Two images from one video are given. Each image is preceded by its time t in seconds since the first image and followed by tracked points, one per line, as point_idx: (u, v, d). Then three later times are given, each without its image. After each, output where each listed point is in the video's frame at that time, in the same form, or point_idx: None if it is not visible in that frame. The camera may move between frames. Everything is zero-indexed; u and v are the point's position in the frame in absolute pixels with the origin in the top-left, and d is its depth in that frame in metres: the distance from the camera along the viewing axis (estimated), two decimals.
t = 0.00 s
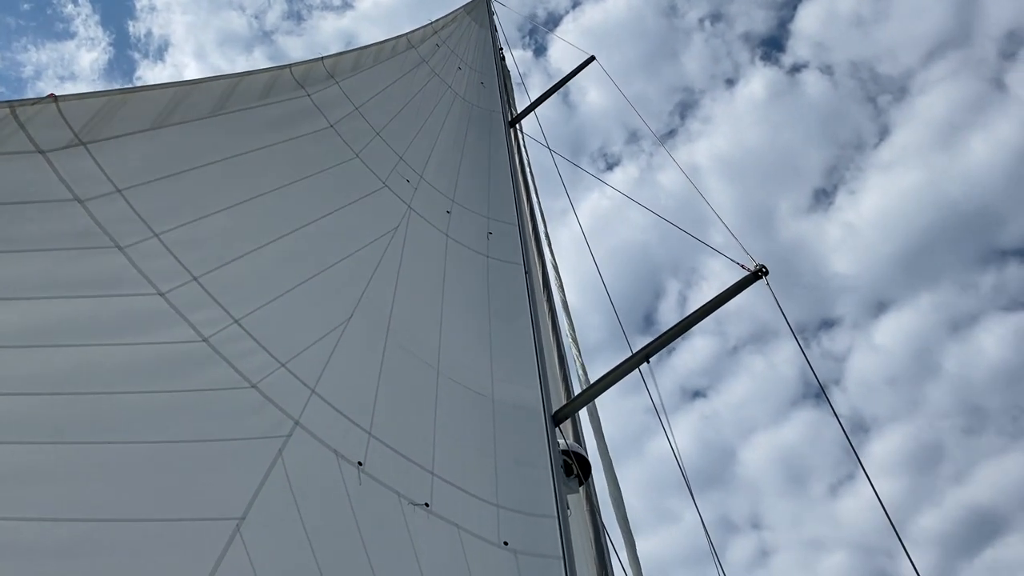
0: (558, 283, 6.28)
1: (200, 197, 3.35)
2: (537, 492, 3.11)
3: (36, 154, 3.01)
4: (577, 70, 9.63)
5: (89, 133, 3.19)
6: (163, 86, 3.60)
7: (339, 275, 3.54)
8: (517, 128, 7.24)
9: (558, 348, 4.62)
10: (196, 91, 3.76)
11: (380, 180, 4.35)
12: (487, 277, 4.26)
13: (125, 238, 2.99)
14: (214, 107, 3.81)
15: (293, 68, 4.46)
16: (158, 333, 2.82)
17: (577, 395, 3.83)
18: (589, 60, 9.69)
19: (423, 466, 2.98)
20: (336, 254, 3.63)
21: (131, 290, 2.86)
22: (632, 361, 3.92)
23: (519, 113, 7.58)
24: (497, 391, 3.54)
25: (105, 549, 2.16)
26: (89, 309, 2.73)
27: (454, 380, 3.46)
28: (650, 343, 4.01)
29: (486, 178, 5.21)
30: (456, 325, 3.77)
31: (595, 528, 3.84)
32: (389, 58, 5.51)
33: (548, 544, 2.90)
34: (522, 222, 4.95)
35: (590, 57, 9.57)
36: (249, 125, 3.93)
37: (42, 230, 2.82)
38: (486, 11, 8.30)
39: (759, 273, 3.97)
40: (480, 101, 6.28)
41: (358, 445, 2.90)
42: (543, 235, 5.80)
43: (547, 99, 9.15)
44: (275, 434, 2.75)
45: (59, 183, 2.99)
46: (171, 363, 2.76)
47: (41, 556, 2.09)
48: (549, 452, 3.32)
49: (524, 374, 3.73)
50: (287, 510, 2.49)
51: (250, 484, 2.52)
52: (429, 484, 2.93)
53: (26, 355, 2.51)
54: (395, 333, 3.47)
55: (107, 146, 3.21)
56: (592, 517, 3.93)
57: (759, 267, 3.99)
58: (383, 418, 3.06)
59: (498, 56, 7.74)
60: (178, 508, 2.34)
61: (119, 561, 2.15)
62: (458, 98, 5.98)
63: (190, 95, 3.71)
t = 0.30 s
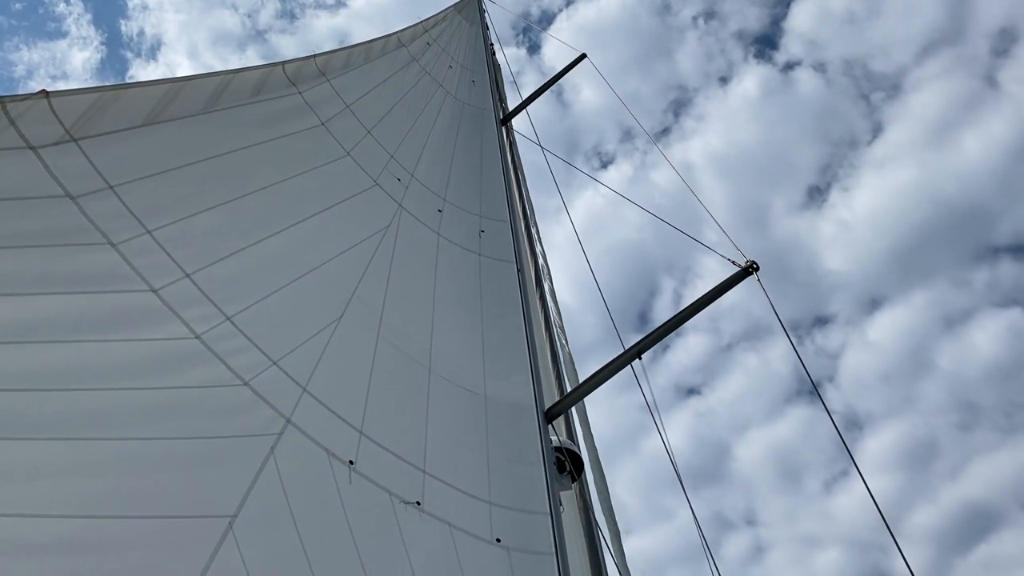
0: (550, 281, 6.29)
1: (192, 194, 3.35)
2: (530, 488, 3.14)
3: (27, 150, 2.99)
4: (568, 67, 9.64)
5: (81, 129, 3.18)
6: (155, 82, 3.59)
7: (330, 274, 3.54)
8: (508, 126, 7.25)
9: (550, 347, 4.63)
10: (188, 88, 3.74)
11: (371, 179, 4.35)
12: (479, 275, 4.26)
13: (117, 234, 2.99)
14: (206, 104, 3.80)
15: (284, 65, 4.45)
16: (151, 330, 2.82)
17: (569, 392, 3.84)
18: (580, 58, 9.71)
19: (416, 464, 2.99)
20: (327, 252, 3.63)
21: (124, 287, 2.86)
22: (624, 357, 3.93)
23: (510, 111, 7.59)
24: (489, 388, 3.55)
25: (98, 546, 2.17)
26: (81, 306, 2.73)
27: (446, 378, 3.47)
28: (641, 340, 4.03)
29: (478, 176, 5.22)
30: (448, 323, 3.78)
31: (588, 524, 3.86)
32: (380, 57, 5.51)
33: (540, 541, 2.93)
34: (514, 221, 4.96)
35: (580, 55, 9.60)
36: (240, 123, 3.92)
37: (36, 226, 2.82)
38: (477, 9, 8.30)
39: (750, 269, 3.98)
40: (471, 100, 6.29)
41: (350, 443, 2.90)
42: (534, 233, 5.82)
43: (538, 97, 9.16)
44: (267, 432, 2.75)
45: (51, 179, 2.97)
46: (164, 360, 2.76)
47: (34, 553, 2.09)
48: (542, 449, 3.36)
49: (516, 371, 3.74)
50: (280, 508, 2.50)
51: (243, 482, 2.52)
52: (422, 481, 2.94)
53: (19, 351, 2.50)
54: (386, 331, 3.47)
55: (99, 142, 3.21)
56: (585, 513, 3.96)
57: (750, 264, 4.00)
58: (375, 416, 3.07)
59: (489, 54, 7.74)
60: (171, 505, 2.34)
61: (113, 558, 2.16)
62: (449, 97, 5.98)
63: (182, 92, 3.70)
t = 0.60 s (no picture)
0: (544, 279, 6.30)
1: (184, 193, 3.34)
2: (523, 486, 3.15)
3: (21, 147, 2.99)
4: (561, 65, 9.65)
5: (75, 126, 3.17)
6: (148, 80, 3.58)
7: (323, 273, 3.54)
8: (501, 124, 7.25)
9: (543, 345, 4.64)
10: (180, 86, 3.73)
11: (363, 178, 4.35)
12: (472, 273, 4.26)
13: (111, 232, 2.98)
14: (198, 103, 3.79)
15: (275, 64, 4.45)
16: (146, 329, 2.82)
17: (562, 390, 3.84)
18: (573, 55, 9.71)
19: (410, 462, 2.99)
20: (320, 251, 3.62)
21: (118, 285, 2.86)
22: (618, 355, 3.93)
23: (503, 110, 7.59)
24: (483, 387, 3.55)
25: (94, 545, 2.16)
26: (74, 305, 2.72)
27: (439, 376, 3.47)
28: (635, 337, 4.03)
29: (470, 174, 5.22)
30: (441, 321, 3.78)
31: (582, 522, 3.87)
32: (372, 56, 5.51)
33: (534, 538, 2.93)
34: (506, 219, 4.96)
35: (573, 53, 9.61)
36: (231, 122, 3.91)
37: (29, 223, 2.81)
38: (469, 7, 8.30)
39: (743, 265, 3.98)
40: (463, 98, 6.29)
41: (344, 443, 2.90)
42: (527, 231, 5.82)
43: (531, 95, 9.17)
44: (260, 431, 2.75)
45: (45, 176, 2.96)
46: (158, 359, 2.76)
47: (29, 552, 2.09)
48: (536, 446, 3.36)
49: (509, 369, 3.74)
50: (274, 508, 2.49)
51: (237, 481, 2.52)
52: (416, 480, 2.94)
53: (14, 349, 2.49)
54: (379, 330, 3.47)
55: (93, 140, 3.20)
56: (579, 510, 3.96)
57: (743, 260, 4.01)
58: (368, 415, 3.07)
59: (480, 52, 7.74)
60: (165, 504, 2.34)
61: (108, 557, 2.15)
62: (441, 95, 5.98)
63: (175, 90, 3.69)
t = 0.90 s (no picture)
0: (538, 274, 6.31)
1: (178, 189, 3.33)
2: (519, 482, 3.16)
3: (15, 142, 2.98)
4: (554, 59, 9.63)
5: (69, 122, 3.17)
6: (141, 74, 3.58)
7: (318, 268, 3.53)
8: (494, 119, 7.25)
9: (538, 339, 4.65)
10: (172, 81, 3.72)
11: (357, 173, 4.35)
12: (467, 268, 4.27)
13: (105, 228, 2.98)
14: (190, 98, 3.78)
15: (268, 60, 4.44)
16: (141, 325, 2.82)
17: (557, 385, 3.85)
18: (566, 49, 9.71)
19: (405, 457, 2.99)
20: (314, 246, 3.62)
21: (112, 281, 2.85)
22: (612, 349, 3.94)
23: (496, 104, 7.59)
24: (478, 382, 3.56)
25: (90, 542, 2.16)
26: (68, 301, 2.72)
27: (434, 371, 3.47)
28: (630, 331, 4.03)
29: (464, 170, 5.22)
30: (435, 316, 3.78)
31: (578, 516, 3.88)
32: (364, 51, 5.50)
33: (530, 533, 2.95)
34: (501, 214, 4.96)
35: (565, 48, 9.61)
36: (224, 117, 3.91)
37: (23, 219, 2.80)
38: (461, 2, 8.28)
39: (737, 259, 3.99)
40: (457, 93, 6.29)
41: (339, 438, 2.90)
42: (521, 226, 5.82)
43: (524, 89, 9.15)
44: (256, 427, 2.75)
45: (38, 171, 2.96)
46: (152, 355, 2.76)
47: (25, 548, 2.08)
48: (532, 441, 3.38)
49: (504, 364, 3.75)
50: (270, 504, 2.49)
51: (233, 478, 2.52)
52: (411, 475, 2.94)
53: (8, 346, 2.48)
54: (373, 325, 3.47)
55: (87, 135, 3.19)
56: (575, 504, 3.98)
57: (737, 254, 4.02)
58: (363, 410, 3.07)
59: (473, 47, 7.74)
60: (161, 501, 2.34)
61: (104, 553, 2.15)
62: (434, 90, 5.98)
63: (167, 85, 3.68)
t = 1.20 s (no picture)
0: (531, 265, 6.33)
1: (165, 180, 3.33)
2: (509, 472, 3.17)
3: None
4: (546, 50, 9.63)
5: (53, 112, 3.15)
6: (129, 64, 3.55)
7: (308, 259, 3.54)
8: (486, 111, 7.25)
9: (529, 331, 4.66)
10: (160, 71, 3.70)
11: (348, 164, 4.35)
12: (458, 260, 4.27)
13: (90, 219, 2.98)
14: (178, 89, 3.77)
15: (258, 50, 4.42)
16: (126, 316, 2.81)
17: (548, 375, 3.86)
18: (558, 41, 9.71)
19: (396, 447, 3.00)
20: (305, 237, 3.63)
21: (96, 272, 2.85)
22: (603, 340, 3.95)
23: (488, 95, 7.59)
24: (469, 372, 3.57)
25: (76, 533, 2.15)
26: (56, 291, 2.71)
27: (424, 361, 3.47)
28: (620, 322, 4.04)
29: (456, 161, 5.22)
30: (425, 307, 3.78)
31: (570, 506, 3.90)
32: (355, 42, 5.49)
33: (520, 522, 2.97)
34: (492, 205, 4.97)
35: (557, 39, 9.61)
36: (213, 107, 3.90)
37: (10, 209, 2.78)
38: None
39: (728, 250, 4.00)
40: (449, 84, 6.28)
41: (329, 429, 2.90)
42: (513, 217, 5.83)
43: (517, 80, 9.15)
44: (245, 417, 2.75)
45: (22, 162, 2.94)
46: (138, 346, 2.76)
47: (12, 538, 2.06)
48: (523, 433, 3.41)
49: (494, 355, 3.76)
50: (260, 495, 2.50)
51: (221, 468, 2.52)
52: (402, 465, 2.95)
53: None
54: (363, 316, 3.47)
55: (71, 126, 3.18)
56: (566, 494, 3.99)
57: (728, 245, 4.02)
58: (353, 400, 3.07)
59: (465, 38, 7.72)
60: (149, 493, 2.34)
61: (90, 544, 2.14)
62: (426, 81, 5.97)
63: (155, 75, 3.66)
